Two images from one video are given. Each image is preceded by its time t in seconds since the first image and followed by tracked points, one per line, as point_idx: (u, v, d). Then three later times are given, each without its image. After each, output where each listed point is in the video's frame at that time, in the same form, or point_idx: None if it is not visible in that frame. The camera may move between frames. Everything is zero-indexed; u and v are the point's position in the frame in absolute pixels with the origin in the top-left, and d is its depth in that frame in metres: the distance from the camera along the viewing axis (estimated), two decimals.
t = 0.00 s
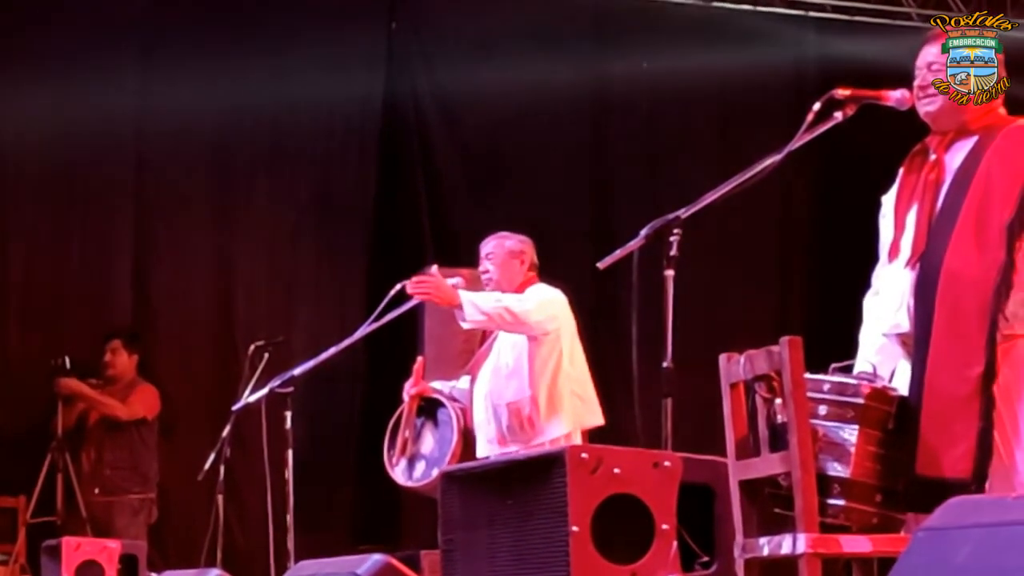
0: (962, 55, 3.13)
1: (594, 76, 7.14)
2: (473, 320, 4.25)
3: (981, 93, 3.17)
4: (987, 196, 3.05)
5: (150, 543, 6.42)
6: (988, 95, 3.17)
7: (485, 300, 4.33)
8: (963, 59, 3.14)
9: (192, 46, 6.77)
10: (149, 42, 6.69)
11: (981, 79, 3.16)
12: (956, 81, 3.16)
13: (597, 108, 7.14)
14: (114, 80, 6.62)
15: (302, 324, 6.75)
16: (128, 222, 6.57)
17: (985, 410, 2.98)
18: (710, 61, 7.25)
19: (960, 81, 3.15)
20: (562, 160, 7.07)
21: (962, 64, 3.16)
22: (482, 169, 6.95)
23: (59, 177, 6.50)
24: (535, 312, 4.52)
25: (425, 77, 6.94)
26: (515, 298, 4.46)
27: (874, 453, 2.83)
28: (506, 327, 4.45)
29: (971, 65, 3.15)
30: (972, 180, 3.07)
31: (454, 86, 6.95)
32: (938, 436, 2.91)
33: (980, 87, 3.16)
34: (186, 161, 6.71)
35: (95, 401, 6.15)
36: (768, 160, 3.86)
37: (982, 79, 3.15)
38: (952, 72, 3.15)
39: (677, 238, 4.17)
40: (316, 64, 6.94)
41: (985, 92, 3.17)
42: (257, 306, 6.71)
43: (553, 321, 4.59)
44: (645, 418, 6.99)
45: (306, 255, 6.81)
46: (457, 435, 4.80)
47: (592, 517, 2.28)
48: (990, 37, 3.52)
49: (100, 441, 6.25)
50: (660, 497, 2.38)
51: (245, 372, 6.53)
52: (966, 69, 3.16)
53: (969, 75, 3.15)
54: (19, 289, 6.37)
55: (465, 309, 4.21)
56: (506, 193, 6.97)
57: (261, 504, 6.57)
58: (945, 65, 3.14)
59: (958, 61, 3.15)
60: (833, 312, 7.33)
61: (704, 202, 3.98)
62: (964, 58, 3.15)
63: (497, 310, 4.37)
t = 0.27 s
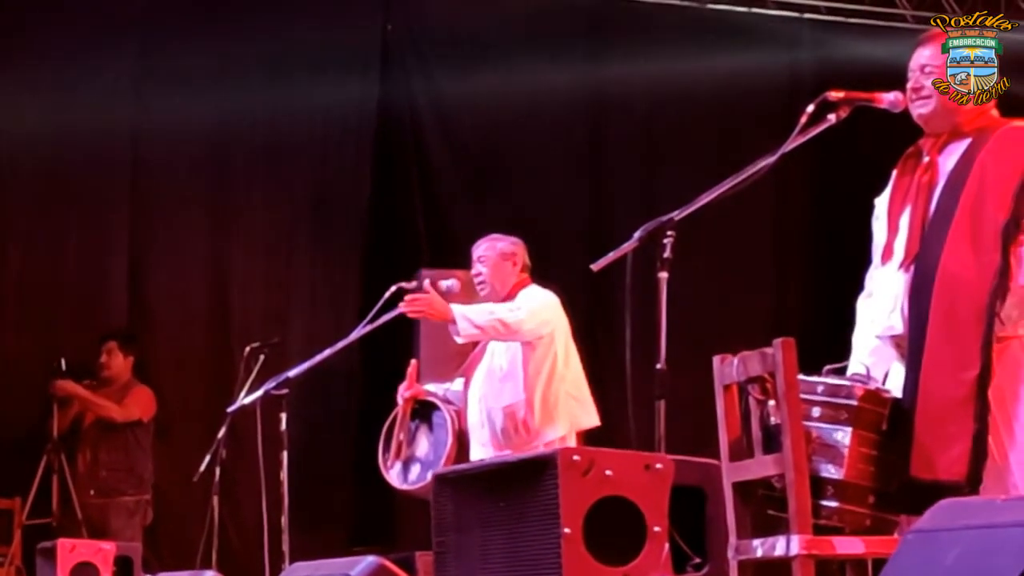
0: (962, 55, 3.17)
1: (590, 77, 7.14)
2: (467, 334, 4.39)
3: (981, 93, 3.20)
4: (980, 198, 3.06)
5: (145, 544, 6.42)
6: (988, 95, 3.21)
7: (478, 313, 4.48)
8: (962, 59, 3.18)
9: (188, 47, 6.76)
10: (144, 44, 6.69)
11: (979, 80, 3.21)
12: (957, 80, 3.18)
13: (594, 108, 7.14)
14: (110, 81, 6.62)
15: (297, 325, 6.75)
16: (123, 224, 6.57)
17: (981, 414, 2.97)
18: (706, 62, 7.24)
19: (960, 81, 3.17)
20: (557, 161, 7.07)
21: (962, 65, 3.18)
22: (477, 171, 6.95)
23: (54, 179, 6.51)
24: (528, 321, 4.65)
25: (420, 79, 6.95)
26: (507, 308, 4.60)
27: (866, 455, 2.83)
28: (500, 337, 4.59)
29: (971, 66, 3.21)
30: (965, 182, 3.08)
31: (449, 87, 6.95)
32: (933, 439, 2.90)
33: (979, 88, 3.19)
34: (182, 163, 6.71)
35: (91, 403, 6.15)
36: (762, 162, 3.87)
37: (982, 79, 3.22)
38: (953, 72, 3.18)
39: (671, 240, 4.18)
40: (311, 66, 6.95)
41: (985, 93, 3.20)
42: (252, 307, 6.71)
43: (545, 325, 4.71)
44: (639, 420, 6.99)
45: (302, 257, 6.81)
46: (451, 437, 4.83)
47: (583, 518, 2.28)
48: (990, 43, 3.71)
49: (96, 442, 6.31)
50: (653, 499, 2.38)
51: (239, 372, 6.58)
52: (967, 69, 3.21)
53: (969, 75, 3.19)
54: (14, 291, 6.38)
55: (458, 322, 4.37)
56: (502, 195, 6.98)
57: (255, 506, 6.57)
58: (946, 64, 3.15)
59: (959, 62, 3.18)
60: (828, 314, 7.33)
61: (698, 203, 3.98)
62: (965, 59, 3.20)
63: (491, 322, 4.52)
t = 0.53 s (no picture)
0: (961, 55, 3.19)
1: (584, 78, 7.14)
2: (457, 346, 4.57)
3: (982, 93, 3.23)
4: (972, 199, 3.05)
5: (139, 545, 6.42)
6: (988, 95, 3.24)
7: (469, 325, 4.66)
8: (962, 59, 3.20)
9: (181, 47, 6.76)
10: (138, 43, 6.68)
11: (978, 81, 3.27)
12: (957, 80, 3.19)
13: (589, 107, 7.13)
14: (103, 81, 6.62)
15: (290, 325, 6.75)
16: (117, 223, 6.56)
17: (972, 415, 2.96)
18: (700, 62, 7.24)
19: (960, 81, 3.18)
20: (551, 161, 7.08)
21: (962, 65, 3.20)
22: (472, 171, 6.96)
23: (48, 178, 6.50)
24: (519, 330, 4.79)
25: (415, 78, 6.95)
26: (498, 319, 4.76)
27: (858, 455, 2.84)
28: (492, 347, 4.75)
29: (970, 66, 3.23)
30: (957, 182, 3.08)
31: (443, 87, 6.95)
32: (925, 439, 2.89)
33: (978, 89, 3.22)
34: (175, 163, 6.70)
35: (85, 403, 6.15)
36: (755, 163, 3.88)
37: (981, 80, 3.31)
38: (953, 71, 3.19)
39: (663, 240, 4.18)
40: (302, 67, 6.97)
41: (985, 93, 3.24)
42: (246, 308, 6.70)
43: (535, 329, 4.83)
44: (633, 420, 7.00)
45: (295, 257, 6.80)
46: (444, 437, 4.85)
47: (573, 518, 2.28)
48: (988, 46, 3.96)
49: (90, 443, 6.32)
50: (642, 499, 2.39)
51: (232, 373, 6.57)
52: (965, 70, 3.24)
53: (967, 77, 3.22)
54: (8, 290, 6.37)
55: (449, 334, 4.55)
56: (496, 195, 6.97)
57: (249, 506, 6.56)
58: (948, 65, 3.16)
59: (959, 61, 3.20)
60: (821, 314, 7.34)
61: (690, 203, 3.98)
62: (963, 59, 3.21)
63: (482, 334, 4.69)
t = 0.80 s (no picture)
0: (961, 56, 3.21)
1: (579, 77, 7.15)
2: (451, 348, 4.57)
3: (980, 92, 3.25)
4: (966, 199, 3.07)
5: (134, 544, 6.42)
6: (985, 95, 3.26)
7: (462, 327, 4.65)
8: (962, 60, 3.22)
9: (176, 46, 6.76)
10: (133, 43, 6.69)
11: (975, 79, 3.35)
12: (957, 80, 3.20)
13: (583, 106, 7.14)
14: (98, 81, 6.62)
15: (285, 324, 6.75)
16: (111, 223, 6.56)
17: (965, 414, 2.98)
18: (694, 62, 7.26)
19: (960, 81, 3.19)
20: (545, 160, 7.08)
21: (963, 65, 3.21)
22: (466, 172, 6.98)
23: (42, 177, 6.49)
24: (513, 330, 4.78)
25: (409, 78, 6.96)
26: (491, 320, 4.75)
27: (850, 454, 2.84)
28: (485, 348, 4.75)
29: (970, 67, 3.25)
30: (951, 183, 3.09)
31: (437, 87, 6.98)
32: (917, 440, 2.91)
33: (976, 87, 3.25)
34: (169, 162, 6.70)
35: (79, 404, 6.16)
36: (748, 162, 3.88)
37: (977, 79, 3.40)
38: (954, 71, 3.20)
39: (656, 240, 4.18)
40: (300, 65, 6.95)
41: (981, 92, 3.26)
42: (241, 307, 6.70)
43: (528, 329, 4.84)
44: (626, 419, 7.01)
45: (290, 257, 6.79)
46: (437, 437, 4.85)
47: (565, 516, 2.29)
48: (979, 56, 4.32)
49: (85, 443, 6.31)
50: (633, 497, 2.39)
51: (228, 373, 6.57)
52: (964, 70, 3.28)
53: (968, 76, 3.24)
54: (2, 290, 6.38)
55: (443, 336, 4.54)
56: (491, 195, 6.99)
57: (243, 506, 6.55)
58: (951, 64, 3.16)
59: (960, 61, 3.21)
60: (814, 313, 7.36)
61: (683, 203, 3.98)
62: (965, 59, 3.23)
63: (476, 335, 4.68)
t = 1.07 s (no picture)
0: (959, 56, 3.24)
1: (572, 78, 7.16)
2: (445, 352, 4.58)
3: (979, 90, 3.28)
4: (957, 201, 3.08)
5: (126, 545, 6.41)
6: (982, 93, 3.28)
7: (457, 331, 4.67)
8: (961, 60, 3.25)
9: (169, 47, 6.75)
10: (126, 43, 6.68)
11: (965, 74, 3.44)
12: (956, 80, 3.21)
13: (576, 107, 7.15)
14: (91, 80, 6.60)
15: (278, 325, 6.76)
16: (104, 223, 6.55)
17: (957, 415, 3.00)
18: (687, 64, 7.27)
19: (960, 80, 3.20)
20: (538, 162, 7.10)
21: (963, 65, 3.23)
22: (458, 172, 6.99)
23: (35, 177, 6.48)
24: (507, 334, 4.80)
25: (402, 79, 6.97)
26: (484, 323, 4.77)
27: (842, 454, 2.85)
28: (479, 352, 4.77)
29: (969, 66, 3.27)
30: (941, 183, 3.10)
31: (430, 87, 6.99)
32: (911, 441, 2.93)
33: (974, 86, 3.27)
34: (162, 162, 6.70)
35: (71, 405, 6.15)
36: (739, 163, 3.89)
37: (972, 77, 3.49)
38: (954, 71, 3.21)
39: (647, 240, 4.19)
40: (293, 66, 6.95)
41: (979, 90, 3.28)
42: (233, 308, 6.70)
43: (521, 332, 4.85)
44: (619, 420, 7.02)
45: (282, 257, 6.81)
46: (429, 436, 4.85)
47: (556, 515, 2.29)
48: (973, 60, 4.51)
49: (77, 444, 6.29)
50: (625, 496, 2.39)
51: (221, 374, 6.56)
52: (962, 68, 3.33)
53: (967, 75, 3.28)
54: None
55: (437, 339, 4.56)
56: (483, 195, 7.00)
57: (235, 506, 6.55)
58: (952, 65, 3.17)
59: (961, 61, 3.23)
60: (806, 315, 7.38)
61: (674, 203, 3.99)
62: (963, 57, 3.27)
63: (470, 339, 4.70)
